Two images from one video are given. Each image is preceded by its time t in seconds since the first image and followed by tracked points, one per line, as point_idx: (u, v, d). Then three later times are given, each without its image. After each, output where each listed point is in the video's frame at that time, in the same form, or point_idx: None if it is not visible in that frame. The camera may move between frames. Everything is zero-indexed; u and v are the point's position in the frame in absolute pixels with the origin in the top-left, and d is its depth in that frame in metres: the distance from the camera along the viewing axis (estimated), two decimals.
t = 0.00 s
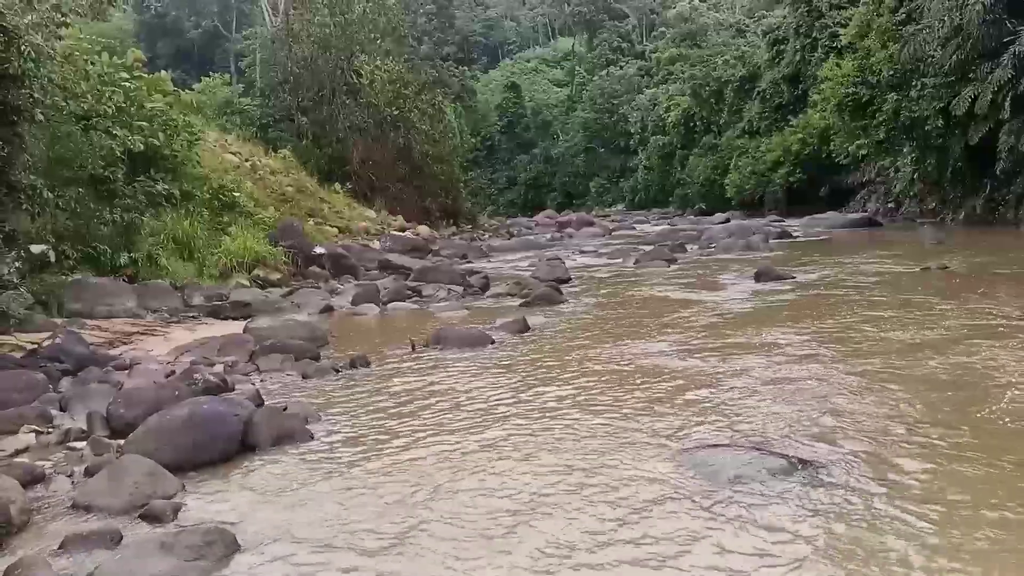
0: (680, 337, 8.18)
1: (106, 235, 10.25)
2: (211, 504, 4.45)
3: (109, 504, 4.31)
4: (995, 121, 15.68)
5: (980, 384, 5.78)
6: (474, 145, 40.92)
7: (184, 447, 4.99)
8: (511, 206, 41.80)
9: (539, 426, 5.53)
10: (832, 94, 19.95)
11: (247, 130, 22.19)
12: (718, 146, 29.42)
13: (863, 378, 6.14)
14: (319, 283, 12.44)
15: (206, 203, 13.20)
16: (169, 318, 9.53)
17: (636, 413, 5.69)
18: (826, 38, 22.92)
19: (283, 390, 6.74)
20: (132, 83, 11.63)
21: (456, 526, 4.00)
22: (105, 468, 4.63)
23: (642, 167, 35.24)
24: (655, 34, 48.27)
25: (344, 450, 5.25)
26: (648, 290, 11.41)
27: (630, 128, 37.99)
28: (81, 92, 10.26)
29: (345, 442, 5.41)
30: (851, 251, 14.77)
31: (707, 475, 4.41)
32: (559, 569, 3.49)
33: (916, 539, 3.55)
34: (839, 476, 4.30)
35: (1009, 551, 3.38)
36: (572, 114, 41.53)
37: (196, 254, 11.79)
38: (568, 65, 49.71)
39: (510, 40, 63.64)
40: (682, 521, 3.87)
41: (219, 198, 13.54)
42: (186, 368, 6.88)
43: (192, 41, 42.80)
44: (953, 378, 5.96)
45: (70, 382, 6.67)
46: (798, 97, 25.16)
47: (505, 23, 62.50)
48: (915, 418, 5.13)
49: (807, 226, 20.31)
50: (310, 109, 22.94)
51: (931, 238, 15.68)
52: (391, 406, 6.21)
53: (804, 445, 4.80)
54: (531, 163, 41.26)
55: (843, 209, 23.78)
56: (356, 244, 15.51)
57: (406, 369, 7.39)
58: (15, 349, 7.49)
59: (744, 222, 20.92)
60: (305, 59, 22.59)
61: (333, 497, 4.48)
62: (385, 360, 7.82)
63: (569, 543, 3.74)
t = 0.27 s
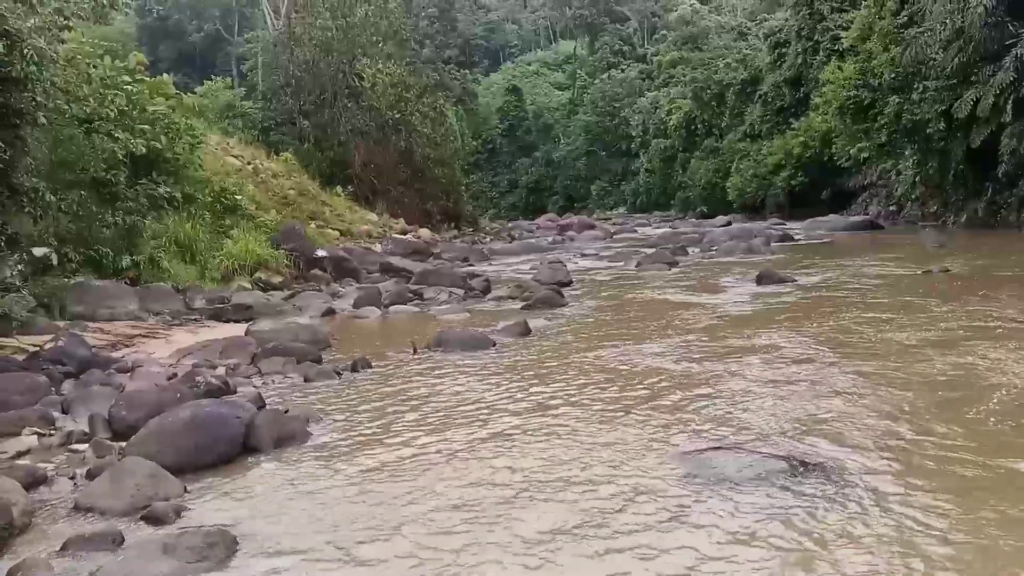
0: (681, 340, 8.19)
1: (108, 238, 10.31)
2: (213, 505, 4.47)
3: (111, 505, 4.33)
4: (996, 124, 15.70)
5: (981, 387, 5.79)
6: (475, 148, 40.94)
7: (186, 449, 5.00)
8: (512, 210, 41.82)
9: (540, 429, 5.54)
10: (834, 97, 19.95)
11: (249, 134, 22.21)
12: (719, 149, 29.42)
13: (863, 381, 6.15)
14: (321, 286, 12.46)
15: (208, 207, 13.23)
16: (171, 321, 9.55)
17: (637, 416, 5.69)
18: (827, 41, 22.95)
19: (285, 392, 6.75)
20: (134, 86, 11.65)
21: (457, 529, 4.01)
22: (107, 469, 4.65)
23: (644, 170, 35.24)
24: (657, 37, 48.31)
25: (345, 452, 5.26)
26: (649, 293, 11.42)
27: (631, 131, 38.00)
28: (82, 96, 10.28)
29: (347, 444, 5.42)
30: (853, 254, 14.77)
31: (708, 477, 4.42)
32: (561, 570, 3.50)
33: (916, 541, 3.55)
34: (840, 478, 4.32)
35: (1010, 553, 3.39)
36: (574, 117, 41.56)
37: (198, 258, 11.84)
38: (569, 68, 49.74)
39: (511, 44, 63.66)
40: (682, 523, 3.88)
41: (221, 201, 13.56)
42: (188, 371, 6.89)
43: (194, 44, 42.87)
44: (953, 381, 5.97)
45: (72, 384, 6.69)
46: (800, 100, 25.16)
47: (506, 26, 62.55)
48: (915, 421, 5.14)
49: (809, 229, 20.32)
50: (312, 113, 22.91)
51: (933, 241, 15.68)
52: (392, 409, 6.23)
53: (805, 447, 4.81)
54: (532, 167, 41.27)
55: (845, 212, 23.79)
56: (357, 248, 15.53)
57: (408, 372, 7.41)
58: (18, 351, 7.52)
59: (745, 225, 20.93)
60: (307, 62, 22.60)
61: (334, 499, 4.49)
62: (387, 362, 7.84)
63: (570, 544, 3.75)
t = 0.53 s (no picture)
0: (681, 343, 8.20)
1: (109, 240, 10.39)
2: (214, 506, 4.50)
3: (113, 506, 4.37)
4: (997, 128, 15.77)
5: (977, 391, 5.81)
6: (476, 150, 40.97)
7: (188, 451, 5.04)
8: (512, 212, 41.84)
9: (538, 431, 5.57)
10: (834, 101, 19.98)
11: (250, 136, 22.21)
12: (719, 152, 29.45)
13: (862, 385, 6.17)
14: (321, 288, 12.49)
15: (209, 208, 13.26)
16: (172, 322, 9.59)
17: (636, 419, 5.72)
18: (827, 44, 23.00)
19: (286, 394, 6.78)
20: (136, 88, 11.69)
21: (455, 531, 4.04)
22: (109, 471, 4.68)
23: (644, 173, 35.26)
24: (657, 40, 48.38)
25: (345, 454, 5.30)
26: (648, 296, 11.45)
27: (632, 134, 38.04)
28: (85, 98, 10.31)
29: (348, 446, 5.46)
30: (852, 257, 14.81)
31: (705, 480, 4.46)
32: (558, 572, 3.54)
33: (910, 545, 3.59)
34: (835, 481, 4.36)
35: (1006, 558, 3.42)
36: (574, 119, 41.57)
37: (199, 259, 11.89)
38: (570, 71, 49.81)
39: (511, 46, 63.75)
40: (677, 526, 3.92)
41: (221, 203, 13.61)
42: (188, 373, 6.92)
43: (196, 47, 42.91)
44: (950, 385, 5.99)
45: (74, 385, 6.73)
46: (800, 103, 25.20)
47: (507, 28, 62.66)
48: (911, 425, 5.16)
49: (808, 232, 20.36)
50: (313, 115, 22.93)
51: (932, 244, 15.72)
52: (392, 411, 6.25)
53: (802, 450, 4.85)
54: (532, 169, 41.30)
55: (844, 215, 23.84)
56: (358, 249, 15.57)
57: (408, 374, 7.45)
58: (20, 352, 7.55)
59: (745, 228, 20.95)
60: (309, 64, 22.61)
61: (335, 501, 4.52)
62: (387, 364, 7.88)
63: (569, 546, 3.79)
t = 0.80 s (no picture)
0: (680, 342, 8.18)
1: (106, 237, 10.44)
2: (211, 504, 4.48)
3: (109, 504, 4.34)
4: (996, 128, 15.77)
5: (976, 391, 5.79)
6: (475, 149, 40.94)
7: (185, 450, 5.01)
8: (512, 211, 41.82)
9: (536, 430, 5.55)
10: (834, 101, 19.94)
11: (249, 134, 22.15)
12: (719, 151, 29.42)
13: (861, 384, 6.16)
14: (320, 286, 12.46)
15: (208, 206, 13.23)
16: (170, 320, 9.56)
17: (634, 418, 5.69)
18: (827, 44, 22.98)
19: (283, 392, 6.75)
20: (134, 85, 11.61)
21: (453, 529, 4.01)
22: (105, 468, 4.65)
23: (644, 172, 35.22)
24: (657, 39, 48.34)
25: (344, 453, 5.27)
26: (647, 295, 11.42)
27: (631, 134, 38.01)
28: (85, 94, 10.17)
29: (346, 444, 5.43)
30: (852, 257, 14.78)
31: (704, 479, 4.43)
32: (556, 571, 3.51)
33: (911, 544, 3.56)
34: (836, 480, 4.33)
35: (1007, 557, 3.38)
36: (574, 118, 41.55)
37: (197, 256, 11.92)
38: (570, 70, 49.78)
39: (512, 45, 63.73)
40: (676, 526, 3.89)
41: (220, 200, 13.58)
42: (186, 370, 6.89)
43: (196, 45, 42.86)
44: (950, 385, 5.97)
45: (71, 383, 6.70)
46: (800, 102, 25.18)
47: (507, 27, 62.64)
48: (911, 424, 5.13)
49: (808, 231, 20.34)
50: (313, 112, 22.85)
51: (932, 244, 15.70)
52: (390, 409, 6.23)
53: (802, 449, 4.82)
54: (532, 168, 41.27)
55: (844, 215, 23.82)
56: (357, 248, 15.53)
57: (407, 372, 7.42)
58: (17, 349, 7.53)
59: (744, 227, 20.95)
60: (308, 62, 22.49)
61: (332, 499, 4.49)
62: (385, 362, 7.85)
63: (568, 544, 3.77)
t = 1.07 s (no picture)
0: (672, 346, 8.19)
1: (99, 238, 10.29)
2: (203, 507, 4.46)
3: (99, 506, 4.32)
4: (987, 134, 15.83)
5: (966, 396, 5.81)
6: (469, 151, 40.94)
7: (176, 451, 5.00)
8: (505, 213, 41.84)
9: (528, 433, 5.55)
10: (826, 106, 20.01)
11: (242, 135, 22.10)
12: (712, 156, 29.48)
13: (851, 389, 6.18)
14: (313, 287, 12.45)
15: (201, 207, 13.21)
16: (162, 321, 9.53)
17: (625, 422, 5.69)
18: (820, 49, 23.07)
19: (275, 394, 6.74)
20: (128, 86, 11.60)
21: (443, 533, 4.00)
22: (96, 469, 4.63)
23: (637, 176, 35.25)
24: (650, 43, 48.46)
25: (335, 455, 5.26)
26: (640, 298, 11.43)
27: (624, 137, 38.05)
28: (75, 94, 10.18)
29: (338, 446, 5.43)
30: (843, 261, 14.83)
31: (694, 483, 4.44)
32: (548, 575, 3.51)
33: (900, 551, 3.56)
34: (827, 484, 4.34)
35: (995, 564, 3.39)
36: (568, 121, 41.58)
37: (190, 258, 11.78)
38: (564, 73, 49.87)
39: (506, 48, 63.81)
40: (667, 530, 3.89)
41: (213, 201, 13.55)
42: (178, 372, 6.87)
43: (189, 44, 42.70)
44: (940, 390, 5.99)
45: (62, 384, 6.67)
46: (793, 107, 25.26)
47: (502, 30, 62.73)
48: (901, 429, 5.16)
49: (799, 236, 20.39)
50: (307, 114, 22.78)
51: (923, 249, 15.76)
52: (382, 412, 6.22)
53: (793, 454, 4.83)
54: (525, 170, 41.33)
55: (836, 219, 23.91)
56: (349, 249, 15.52)
57: (398, 374, 7.41)
58: (7, 349, 7.49)
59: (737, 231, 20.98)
60: (302, 62, 22.39)
61: (323, 502, 4.48)
62: (378, 365, 7.84)
63: (557, 548, 3.78)
